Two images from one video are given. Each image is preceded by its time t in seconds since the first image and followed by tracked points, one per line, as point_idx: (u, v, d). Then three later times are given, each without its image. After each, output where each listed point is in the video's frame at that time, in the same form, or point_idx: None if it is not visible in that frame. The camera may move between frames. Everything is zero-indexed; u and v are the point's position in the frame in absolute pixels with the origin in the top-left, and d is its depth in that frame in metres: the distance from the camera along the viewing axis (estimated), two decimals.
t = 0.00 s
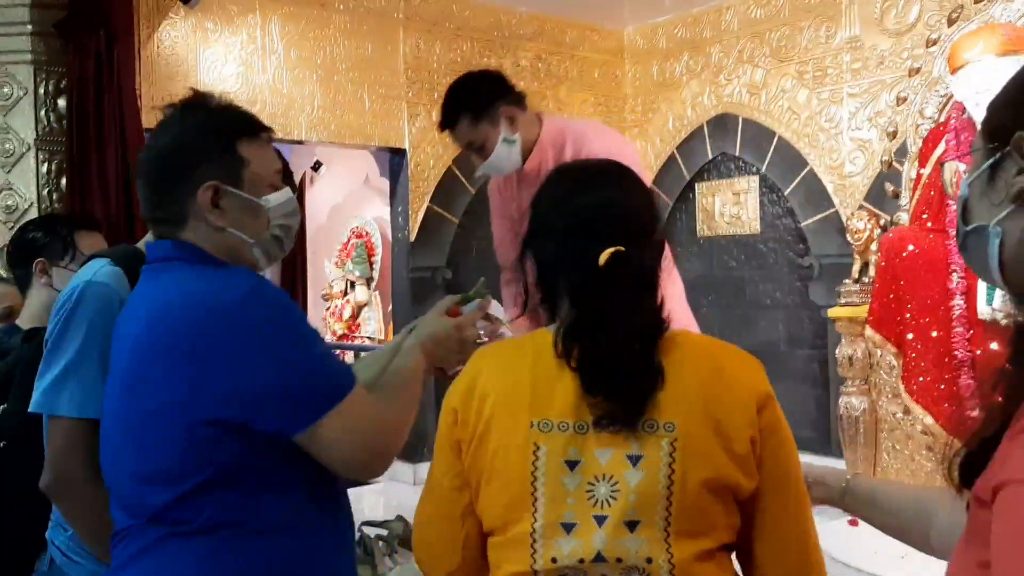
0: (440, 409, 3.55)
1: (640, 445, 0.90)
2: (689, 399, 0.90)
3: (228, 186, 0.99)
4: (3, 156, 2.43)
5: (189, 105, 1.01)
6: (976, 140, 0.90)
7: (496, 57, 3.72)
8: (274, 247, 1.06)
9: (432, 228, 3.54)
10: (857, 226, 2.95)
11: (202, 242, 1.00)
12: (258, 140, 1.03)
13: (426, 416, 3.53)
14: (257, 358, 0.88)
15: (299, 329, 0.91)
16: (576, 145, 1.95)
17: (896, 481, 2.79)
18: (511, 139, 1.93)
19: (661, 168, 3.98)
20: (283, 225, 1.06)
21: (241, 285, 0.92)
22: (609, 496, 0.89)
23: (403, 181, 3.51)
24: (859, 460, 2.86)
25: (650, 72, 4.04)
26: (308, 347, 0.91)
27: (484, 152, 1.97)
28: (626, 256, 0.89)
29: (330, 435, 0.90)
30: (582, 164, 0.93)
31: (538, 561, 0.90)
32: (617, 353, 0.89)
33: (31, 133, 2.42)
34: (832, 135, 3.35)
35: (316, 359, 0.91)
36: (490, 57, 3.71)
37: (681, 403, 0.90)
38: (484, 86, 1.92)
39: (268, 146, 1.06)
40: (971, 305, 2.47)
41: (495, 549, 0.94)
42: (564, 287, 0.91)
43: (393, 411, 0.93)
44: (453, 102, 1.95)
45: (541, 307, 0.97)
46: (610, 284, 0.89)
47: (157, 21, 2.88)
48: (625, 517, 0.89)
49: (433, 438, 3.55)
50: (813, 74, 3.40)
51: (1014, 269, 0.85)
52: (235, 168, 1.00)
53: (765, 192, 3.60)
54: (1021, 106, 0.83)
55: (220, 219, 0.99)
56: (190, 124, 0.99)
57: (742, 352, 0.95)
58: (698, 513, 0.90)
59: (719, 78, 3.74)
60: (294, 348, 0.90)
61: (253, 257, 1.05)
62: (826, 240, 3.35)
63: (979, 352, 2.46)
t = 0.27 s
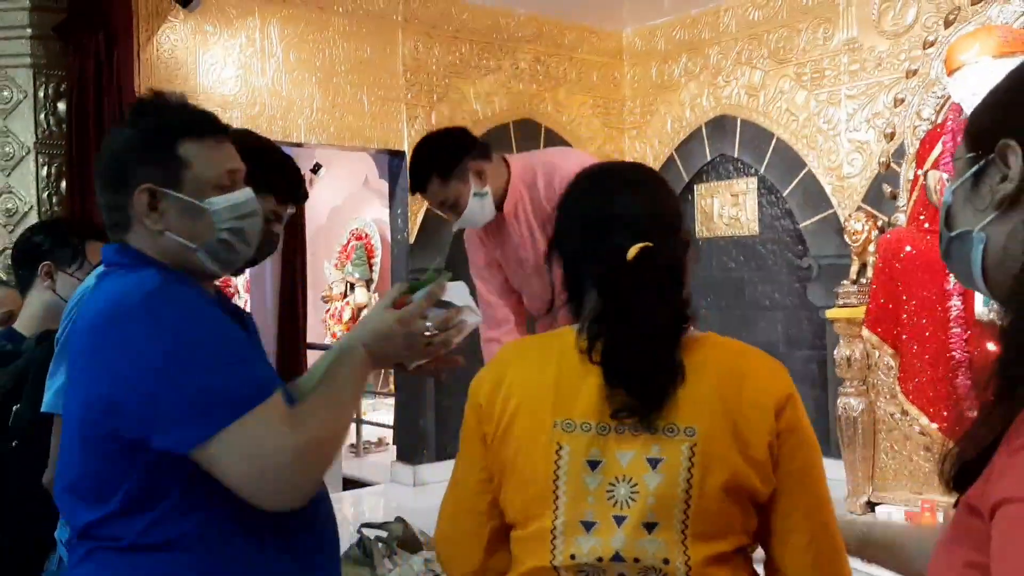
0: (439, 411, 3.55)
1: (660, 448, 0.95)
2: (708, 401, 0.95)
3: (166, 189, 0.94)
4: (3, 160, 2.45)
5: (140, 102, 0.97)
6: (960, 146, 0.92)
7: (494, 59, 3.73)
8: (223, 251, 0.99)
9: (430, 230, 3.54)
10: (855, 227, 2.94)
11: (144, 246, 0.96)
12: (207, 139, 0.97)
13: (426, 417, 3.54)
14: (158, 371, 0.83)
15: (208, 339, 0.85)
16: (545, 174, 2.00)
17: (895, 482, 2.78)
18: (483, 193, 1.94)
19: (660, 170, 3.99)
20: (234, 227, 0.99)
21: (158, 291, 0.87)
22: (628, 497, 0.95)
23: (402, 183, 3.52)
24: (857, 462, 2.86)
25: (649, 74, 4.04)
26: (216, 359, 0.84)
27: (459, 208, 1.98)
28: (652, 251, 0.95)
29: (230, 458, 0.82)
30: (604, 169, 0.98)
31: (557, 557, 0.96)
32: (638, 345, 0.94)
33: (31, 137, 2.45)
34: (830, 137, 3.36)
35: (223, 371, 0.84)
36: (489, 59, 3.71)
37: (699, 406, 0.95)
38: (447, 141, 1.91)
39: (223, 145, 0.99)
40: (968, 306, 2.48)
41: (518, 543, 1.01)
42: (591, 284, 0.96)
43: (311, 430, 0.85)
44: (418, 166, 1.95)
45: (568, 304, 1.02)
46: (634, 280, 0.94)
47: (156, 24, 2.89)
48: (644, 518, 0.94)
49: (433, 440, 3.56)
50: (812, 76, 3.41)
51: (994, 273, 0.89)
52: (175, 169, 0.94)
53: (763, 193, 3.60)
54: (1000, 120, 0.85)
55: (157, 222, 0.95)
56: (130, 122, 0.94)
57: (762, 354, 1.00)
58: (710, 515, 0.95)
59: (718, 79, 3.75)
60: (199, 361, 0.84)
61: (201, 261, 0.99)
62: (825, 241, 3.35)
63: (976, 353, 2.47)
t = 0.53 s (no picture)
0: (439, 412, 3.56)
1: (683, 438, 1.00)
2: (728, 396, 1.00)
3: (83, 187, 0.86)
4: (3, 162, 2.43)
5: (73, 93, 0.90)
6: (954, 156, 0.98)
7: (493, 61, 3.74)
8: (145, 257, 0.90)
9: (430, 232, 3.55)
10: (852, 228, 2.95)
11: (62, 252, 0.89)
12: (139, 137, 0.89)
13: (426, 418, 3.56)
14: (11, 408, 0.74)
15: (72, 368, 0.76)
16: (524, 182, 2.01)
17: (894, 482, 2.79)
18: (469, 207, 1.96)
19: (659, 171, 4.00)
20: (156, 232, 0.90)
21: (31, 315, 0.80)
22: (650, 485, 1.00)
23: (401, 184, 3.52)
24: (855, 462, 2.86)
25: (647, 75, 4.05)
26: (81, 390, 0.76)
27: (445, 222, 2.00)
28: (678, 252, 1.01)
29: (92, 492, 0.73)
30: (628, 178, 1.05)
31: (579, 541, 1.02)
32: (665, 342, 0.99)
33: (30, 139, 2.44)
34: (828, 137, 3.37)
35: (86, 405, 0.75)
36: (487, 60, 3.72)
37: (719, 401, 1.00)
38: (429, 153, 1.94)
39: (157, 142, 0.91)
40: (966, 307, 2.49)
41: (539, 529, 1.06)
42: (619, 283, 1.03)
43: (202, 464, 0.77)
44: (408, 179, 1.97)
45: (591, 305, 1.09)
46: (659, 279, 1.00)
47: (156, 27, 2.90)
48: (665, 505, 0.99)
49: (432, 441, 3.56)
50: (810, 77, 3.42)
51: (994, 278, 0.94)
52: (93, 165, 0.86)
53: (762, 194, 3.61)
54: (997, 128, 0.91)
55: (70, 222, 0.87)
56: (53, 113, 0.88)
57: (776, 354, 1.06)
58: (728, 505, 1.00)
59: (716, 80, 3.76)
60: (58, 393, 0.75)
61: (119, 271, 0.90)
62: (823, 242, 3.36)
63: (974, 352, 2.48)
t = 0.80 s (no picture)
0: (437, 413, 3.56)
1: (622, 434, 0.98)
2: (666, 392, 0.98)
3: (24, 163, 0.82)
4: None
5: (24, 67, 0.86)
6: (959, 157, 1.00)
7: (490, 62, 3.75)
8: (86, 244, 0.85)
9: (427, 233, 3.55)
10: (850, 227, 2.96)
11: None
12: (91, 118, 0.85)
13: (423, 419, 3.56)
14: None
15: None
16: (509, 183, 2.01)
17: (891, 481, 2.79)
18: (458, 208, 1.96)
19: (657, 172, 4.00)
20: (102, 217, 0.85)
21: None
22: (593, 480, 0.99)
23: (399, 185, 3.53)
24: (852, 461, 2.86)
25: (645, 76, 4.06)
26: None
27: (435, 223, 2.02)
28: (621, 261, 0.99)
29: None
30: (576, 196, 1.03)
31: (528, 535, 1.01)
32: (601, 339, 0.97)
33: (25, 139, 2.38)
34: (825, 137, 3.37)
35: None
36: (484, 61, 3.73)
37: (655, 397, 0.98)
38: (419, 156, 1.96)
39: (110, 124, 0.87)
40: (963, 306, 2.48)
41: (491, 527, 1.05)
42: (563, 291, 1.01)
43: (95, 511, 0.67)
44: (401, 179, 1.99)
45: (540, 312, 1.06)
46: (597, 287, 0.97)
47: (152, 28, 2.90)
48: (606, 498, 0.99)
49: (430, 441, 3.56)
50: (807, 77, 3.43)
51: (993, 273, 0.97)
52: (36, 140, 0.83)
53: (759, 195, 3.62)
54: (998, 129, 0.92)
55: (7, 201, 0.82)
56: None
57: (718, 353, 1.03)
58: (668, 498, 0.98)
59: (713, 81, 3.76)
60: None
61: (60, 260, 0.85)
62: (820, 242, 3.37)
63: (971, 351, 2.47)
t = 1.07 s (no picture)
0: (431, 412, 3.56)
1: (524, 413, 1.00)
2: (561, 373, 1.00)
3: (69, 155, 0.77)
4: None
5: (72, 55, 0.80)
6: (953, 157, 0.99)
7: (484, 63, 3.75)
8: (125, 245, 0.80)
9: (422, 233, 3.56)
10: (843, 226, 2.96)
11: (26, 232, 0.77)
12: (142, 116, 0.81)
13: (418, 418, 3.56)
14: None
15: None
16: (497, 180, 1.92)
17: (884, 480, 2.79)
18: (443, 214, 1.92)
19: (651, 172, 4.01)
20: (144, 219, 0.81)
21: None
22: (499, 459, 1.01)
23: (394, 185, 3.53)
24: (846, 459, 2.86)
25: (639, 76, 4.06)
26: None
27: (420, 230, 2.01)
28: (519, 258, 0.97)
29: None
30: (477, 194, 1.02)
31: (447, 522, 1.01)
32: (500, 327, 0.97)
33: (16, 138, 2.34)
34: (819, 137, 3.37)
35: None
36: (478, 62, 3.73)
37: (550, 377, 1.00)
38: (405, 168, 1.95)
39: (159, 125, 0.83)
40: (955, 303, 2.45)
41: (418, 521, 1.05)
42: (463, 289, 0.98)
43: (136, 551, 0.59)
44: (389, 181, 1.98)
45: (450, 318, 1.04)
46: (497, 286, 0.96)
47: (145, 28, 2.90)
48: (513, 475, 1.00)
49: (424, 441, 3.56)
50: (800, 77, 3.43)
51: (981, 269, 0.94)
52: (84, 132, 0.77)
53: (754, 194, 3.62)
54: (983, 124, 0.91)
55: (46, 194, 0.75)
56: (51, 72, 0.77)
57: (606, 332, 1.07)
58: (571, 475, 1.01)
59: (707, 81, 3.76)
60: None
61: (98, 263, 0.79)
62: (814, 242, 3.37)
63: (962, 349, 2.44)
